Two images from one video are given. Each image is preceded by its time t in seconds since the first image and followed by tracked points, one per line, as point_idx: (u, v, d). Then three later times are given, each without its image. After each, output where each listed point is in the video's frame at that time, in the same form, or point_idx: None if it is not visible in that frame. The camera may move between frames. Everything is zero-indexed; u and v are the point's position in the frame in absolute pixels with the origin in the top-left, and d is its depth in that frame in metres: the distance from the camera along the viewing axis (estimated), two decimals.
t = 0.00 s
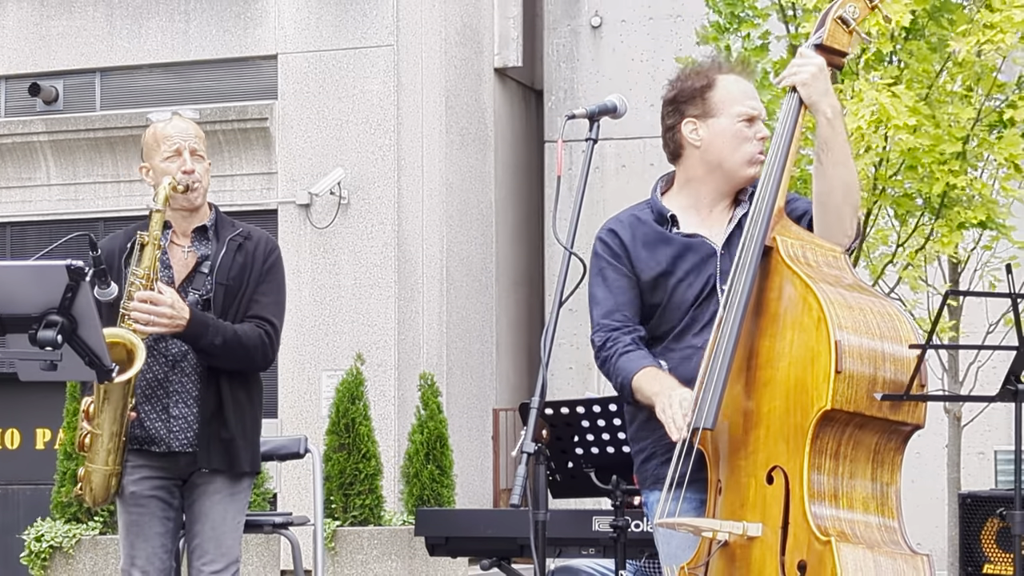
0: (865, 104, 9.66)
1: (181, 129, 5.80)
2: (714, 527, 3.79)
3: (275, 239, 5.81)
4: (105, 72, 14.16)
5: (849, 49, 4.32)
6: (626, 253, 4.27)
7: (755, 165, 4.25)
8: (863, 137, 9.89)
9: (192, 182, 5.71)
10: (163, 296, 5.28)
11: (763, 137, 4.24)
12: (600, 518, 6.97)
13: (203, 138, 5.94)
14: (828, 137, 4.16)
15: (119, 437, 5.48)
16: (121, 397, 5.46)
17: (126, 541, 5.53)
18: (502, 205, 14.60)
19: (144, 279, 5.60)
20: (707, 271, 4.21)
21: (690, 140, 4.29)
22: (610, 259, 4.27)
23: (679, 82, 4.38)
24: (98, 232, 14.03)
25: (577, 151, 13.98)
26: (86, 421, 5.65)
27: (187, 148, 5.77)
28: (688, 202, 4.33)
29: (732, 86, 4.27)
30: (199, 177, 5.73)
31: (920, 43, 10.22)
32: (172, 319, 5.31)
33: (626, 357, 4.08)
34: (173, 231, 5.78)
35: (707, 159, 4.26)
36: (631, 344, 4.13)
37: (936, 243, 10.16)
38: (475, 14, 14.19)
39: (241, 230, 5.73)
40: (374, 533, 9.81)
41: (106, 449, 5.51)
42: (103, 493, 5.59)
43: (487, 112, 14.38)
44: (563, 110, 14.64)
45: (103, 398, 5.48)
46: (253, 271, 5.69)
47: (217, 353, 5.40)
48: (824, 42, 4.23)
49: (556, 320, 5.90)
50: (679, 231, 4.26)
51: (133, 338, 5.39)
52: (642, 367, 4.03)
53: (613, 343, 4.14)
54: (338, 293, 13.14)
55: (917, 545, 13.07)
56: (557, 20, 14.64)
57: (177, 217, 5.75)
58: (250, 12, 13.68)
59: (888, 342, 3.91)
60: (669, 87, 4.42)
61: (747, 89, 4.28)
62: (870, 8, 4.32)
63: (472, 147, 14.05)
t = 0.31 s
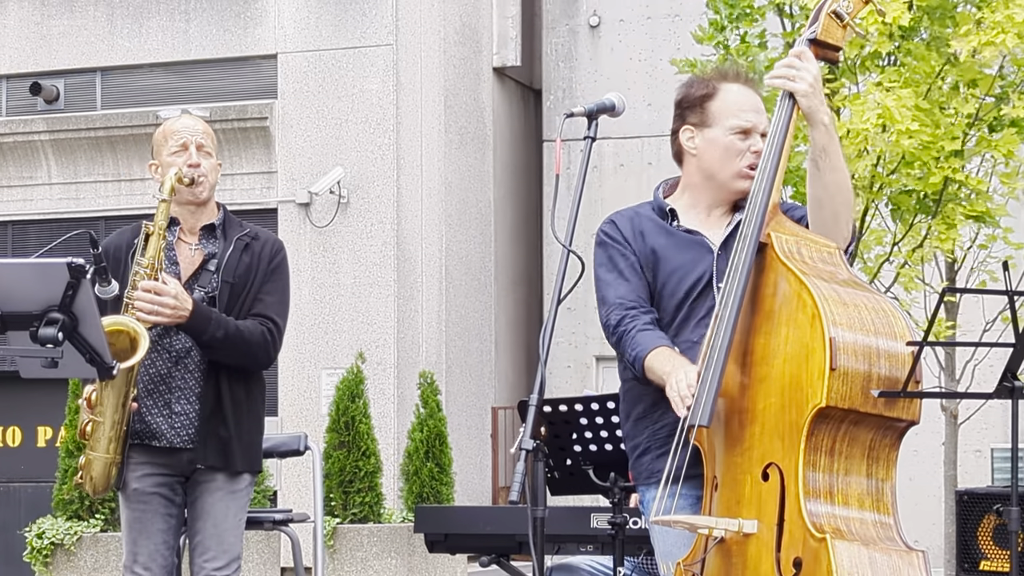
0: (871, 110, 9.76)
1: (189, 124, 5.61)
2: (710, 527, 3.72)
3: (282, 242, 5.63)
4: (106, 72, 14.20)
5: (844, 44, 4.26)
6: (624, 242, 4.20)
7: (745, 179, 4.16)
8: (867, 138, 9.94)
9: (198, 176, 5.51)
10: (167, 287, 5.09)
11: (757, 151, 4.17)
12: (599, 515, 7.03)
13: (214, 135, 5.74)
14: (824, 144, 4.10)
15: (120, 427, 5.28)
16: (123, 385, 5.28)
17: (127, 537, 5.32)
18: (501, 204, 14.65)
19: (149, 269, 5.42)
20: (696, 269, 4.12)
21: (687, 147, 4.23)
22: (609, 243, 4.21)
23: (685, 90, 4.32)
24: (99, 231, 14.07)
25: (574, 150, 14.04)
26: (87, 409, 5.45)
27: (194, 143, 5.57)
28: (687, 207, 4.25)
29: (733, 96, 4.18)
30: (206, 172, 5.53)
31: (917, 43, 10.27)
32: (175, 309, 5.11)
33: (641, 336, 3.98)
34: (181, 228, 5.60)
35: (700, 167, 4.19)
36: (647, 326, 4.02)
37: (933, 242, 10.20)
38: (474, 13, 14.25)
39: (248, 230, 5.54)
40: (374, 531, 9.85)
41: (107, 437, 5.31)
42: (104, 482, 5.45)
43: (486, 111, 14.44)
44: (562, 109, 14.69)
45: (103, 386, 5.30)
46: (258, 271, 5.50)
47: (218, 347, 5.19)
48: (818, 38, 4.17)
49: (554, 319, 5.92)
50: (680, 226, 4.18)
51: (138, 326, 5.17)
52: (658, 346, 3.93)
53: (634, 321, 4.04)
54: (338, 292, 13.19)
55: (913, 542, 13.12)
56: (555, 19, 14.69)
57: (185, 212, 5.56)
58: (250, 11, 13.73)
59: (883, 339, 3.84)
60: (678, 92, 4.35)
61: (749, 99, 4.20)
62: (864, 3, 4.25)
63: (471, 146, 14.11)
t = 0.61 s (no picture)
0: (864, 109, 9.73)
1: (196, 129, 5.62)
2: (702, 528, 3.79)
3: (283, 244, 5.66)
4: (108, 75, 14.26)
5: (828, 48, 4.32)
6: (635, 243, 4.28)
7: (726, 177, 4.17)
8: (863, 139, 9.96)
9: (204, 182, 5.53)
10: (171, 292, 5.16)
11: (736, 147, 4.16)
12: (598, 516, 7.09)
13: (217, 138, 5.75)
14: (838, 145, 4.04)
15: (122, 429, 5.32)
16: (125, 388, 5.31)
17: (130, 539, 5.37)
18: (501, 206, 14.71)
19: (154, 274, 5.43)
20: (699, 272, 4.17)
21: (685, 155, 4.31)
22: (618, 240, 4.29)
23: (684, 94, 4.35)
24: (101, 233, 14.12)
25: (574, 152, 14.08)
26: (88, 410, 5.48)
27: (201, 148, 5.58)
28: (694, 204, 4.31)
29: (715, 97, 4.20)
30: (211, 177, 5.55)
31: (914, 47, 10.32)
32: (179, 314, 5.17)
33: (639, 335, 4.06)
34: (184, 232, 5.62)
35: (691, 172, 4.25)
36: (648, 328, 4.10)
37: (931, 246, 10.25)
38: (474, 16, 14.30)
39: (250, 233, 5.56)
40: (374, 531, 9.90)
41: (108, 439, 5.34)
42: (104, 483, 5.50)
43: (486, 113, 14.49)
44: (561, 112, 14.74)
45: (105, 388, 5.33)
46: (259, 274, 5.53)
47: (219, 351, 5.23)
48: (803, 43, 4.23)
49: (553, 322, 5.98)
50: (689, 226, 4.24)
51: (142, 330, 5.25)
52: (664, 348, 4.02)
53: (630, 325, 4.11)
54: (339, 293, 13.24)
55: (910, 543, 13.18)
56: (554, 22, 14.74)
57: (188, 217, 5.58)
58: (251, 14, 13.76)
59: (869, 340, 3.88)
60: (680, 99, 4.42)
61: (731, 98, 4.21)
62: (846, 9, 4.34)
63: (471, 148, 14.16)
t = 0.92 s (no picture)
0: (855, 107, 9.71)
1: (187, 125, 5.59)
2: (702, 526, 3.77)
3: (278, 238, 5.64)
4: (108, 73, 14.26)
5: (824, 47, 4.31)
6: (641, 239, 4.27)
7: (717, 177, 4.16)
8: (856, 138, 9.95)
9: (196, 177, 5.51)
10: (171, 292, 5.15)
11: (729, 147, 4.14)
12: (599, 514, 7.09)
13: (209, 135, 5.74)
14: (836, 141, 4.04)
15: (125, 430, 5.31)
16: (128, 388, 5.31)
17: (130, 536, 5.35)
18: (501, 205, 14.70)
19: (150, 273, 5.42)
20: (700, 273, 4.17)
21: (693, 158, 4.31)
22: (623, 232, 4.29)
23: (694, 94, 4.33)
24: (100, 231, 14.11)
25: (574, 150, 14.08)
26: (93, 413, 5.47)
27: (192, 144, 5.56)
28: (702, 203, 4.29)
29: (717, 99, 4.17)
30: (204, 173, 5.54)
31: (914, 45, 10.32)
32: (178, 313, 5.15)
33: (623, 321, 4.04)
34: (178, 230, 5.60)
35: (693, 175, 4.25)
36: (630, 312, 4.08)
37: (931, 244, 10.25)
38: (474, 14, 14.29)
39: (246, 229, 5.55)
40: (374, 530, 9.89)
41: (114, 442, 5.32)
42: (111, 487, 5.36)
43: (486, 112, 14.49)
44: (561, 110, 14.74)
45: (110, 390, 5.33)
46: (256, 270, 5.51)
47: (216, 349, 5.21)
48: (800, 41, 4.23)
49: (554, 319, 5.97)
50: (696, 224, 4.24)
51: (141, 330, 5.24)
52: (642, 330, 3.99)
53: (617, 306, 4.11)
54: (339, 292, 13.24)
55: (910, 541, 13.19)
56: (554, 21, 14.75)
57: (182, 214, 5.57)
58: (250, 13, 13.75)
59: (869, 337, 3.88)
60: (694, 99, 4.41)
61: (733, 99, 4.18)
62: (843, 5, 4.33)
63: (471, 147, 14.16)
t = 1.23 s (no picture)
0: (860, 107, 9.72)
1: (167, 124, 5.55)
2: (703, 524, 3.76)
3: (265, 221, 5.60)
4: (107, 74, 14.26)
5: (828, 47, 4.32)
6: (639, 241, 4.25)
7: (709, 174, 4.15)
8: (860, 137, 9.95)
9: (177, 175, 5.46)
10: (157, 288, 5.11)
11: (721, 144, 4.12)
12: (599, 514, 7.09)
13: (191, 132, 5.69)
14: (841, 139, 4.02)
15: (120, 432, 5.33)
16: (120, 391, 5.32)
17: (130, 535, 5.35)
18: (500, 205, 14.70)
19: (136, 274, 5.41)
20: (701, 273, 4.16)
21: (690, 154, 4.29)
22: (622, 234, 4.26)
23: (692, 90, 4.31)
24: (100, 232, 14.10)
25: (574, 151, 14.08)
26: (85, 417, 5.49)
27: (173, 141, 5.51)
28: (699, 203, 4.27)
29: (711, 95, 4.15)
30: (185, 171, 5.49)
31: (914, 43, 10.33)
32: (169, 310, 5.13)
33: (622, 311, 4.02)
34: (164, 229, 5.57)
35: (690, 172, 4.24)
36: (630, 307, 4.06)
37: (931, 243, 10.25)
38: (474, 15, 14.30)
39: (229, 218, 5.50)
40: (374, 530, 9.89)
41: (108, 444, 5.34)
42: (108, 489, 5.41)
43: (485, 112, 14.49)
44: (560, 110, 14.74)
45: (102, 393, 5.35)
46: (244, 258, 5.48)
47: (215, 340, 5.21)
48: (804, 42, 4.23)
49: (554, 319, 5.98)
50: (692, 225, 4.21)
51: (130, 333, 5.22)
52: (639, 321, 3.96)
53: (617, 300, 4.09)
54: (338, 293, 13.24)
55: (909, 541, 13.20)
56: (554, 21, 14.75)
57: (165, 213, 5.53)
58: (250, 13, 13.75)
59: (872, 338, 3.89)
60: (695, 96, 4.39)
61: (728, 96, 4.15)
62: (848, 7, 4.33)
63: (471, 147, 14.16)
